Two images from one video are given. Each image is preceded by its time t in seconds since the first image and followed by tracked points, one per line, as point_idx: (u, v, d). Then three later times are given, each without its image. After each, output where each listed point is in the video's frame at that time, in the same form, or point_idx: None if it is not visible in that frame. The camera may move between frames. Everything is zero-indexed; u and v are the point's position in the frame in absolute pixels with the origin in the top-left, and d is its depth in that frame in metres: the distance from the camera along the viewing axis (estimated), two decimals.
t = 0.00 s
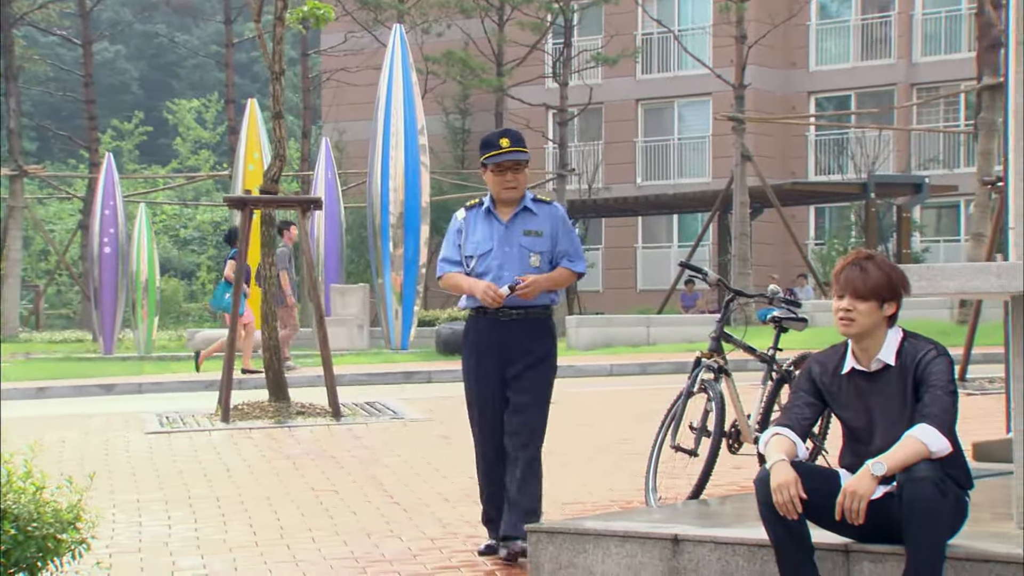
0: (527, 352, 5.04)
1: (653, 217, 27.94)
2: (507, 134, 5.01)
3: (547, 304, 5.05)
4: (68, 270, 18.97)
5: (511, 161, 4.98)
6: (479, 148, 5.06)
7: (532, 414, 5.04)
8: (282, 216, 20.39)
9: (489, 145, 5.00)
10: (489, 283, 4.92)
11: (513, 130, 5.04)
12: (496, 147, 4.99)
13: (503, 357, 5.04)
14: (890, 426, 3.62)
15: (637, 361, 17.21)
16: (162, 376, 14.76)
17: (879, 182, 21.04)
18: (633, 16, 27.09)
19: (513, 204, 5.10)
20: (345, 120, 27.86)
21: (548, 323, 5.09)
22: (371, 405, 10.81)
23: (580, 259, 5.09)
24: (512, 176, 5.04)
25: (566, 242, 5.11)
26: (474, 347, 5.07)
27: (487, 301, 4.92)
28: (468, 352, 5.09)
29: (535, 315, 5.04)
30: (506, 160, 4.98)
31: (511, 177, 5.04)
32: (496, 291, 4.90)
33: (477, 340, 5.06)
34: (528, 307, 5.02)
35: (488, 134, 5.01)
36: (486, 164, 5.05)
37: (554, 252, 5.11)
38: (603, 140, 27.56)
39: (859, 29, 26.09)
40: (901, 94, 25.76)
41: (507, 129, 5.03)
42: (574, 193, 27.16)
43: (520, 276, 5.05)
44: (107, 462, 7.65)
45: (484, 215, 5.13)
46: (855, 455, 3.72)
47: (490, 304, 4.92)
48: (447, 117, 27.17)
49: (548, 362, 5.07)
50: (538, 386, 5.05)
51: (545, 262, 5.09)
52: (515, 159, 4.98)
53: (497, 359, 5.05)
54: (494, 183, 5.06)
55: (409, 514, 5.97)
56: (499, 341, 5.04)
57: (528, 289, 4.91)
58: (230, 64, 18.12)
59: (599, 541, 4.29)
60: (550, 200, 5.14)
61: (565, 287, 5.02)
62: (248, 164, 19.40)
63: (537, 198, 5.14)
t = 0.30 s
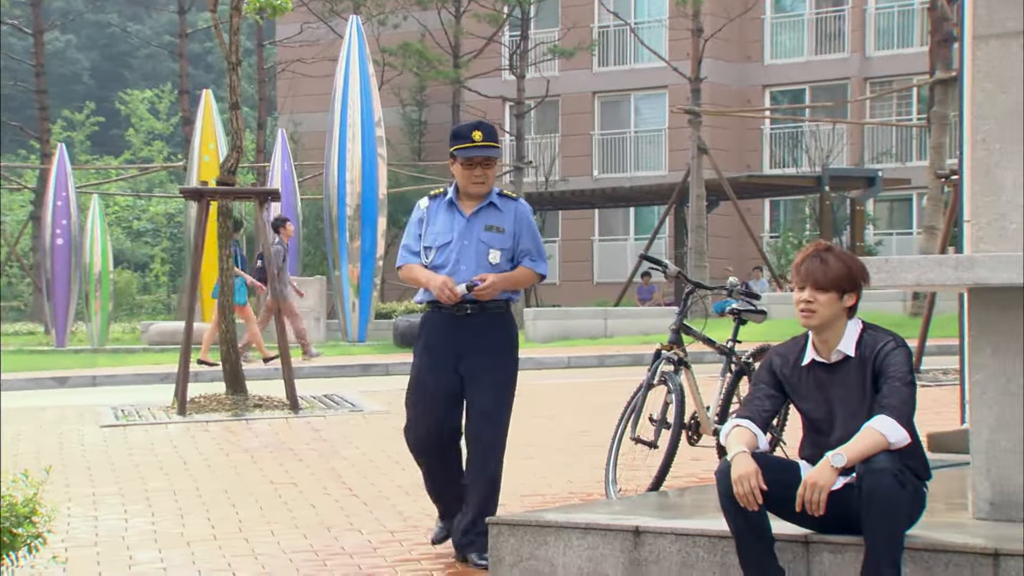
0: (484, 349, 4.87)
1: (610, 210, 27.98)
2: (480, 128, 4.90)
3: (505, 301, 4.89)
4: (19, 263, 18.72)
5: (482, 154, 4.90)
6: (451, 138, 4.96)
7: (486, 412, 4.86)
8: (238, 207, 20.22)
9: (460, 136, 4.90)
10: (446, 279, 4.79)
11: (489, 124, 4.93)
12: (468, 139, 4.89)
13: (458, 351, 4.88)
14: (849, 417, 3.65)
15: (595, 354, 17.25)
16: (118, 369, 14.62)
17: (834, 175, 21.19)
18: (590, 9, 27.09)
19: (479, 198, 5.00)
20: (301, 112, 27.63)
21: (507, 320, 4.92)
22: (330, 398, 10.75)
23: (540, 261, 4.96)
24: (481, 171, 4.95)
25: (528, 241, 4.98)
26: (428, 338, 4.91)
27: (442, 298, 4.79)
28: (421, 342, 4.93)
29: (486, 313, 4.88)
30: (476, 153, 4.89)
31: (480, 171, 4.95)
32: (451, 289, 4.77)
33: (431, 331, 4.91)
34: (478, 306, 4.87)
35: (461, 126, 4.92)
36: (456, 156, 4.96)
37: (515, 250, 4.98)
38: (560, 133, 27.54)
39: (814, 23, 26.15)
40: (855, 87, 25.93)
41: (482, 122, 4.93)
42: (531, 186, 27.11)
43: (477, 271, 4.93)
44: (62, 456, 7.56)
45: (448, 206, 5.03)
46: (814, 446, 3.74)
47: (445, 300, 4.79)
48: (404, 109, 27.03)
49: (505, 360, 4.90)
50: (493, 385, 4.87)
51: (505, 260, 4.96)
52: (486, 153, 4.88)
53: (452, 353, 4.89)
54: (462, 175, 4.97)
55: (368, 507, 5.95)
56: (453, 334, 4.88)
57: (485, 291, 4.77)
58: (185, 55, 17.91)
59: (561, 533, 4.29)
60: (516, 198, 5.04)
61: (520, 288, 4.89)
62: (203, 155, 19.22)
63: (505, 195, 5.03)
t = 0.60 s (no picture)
0: (452, 347, 4.78)
1: (571, 204, 28.02)
2: (435, 117, 4.76)
3: (468, 294, 4.78)
4: None
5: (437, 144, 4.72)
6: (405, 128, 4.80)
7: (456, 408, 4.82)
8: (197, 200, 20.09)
9: (416, 125, 4.74)
10: (393, 273, 4.66)
11: (444, 114, 4.80)
12: (424, 128, 4.74)
13: (425, 351, 4.76)
14: (814, 410, 3.67)
15: (558, 347, 17.27)
16: (76, 363, 14.47)
17: (793, 170, 21.34)
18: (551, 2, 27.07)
19: (437, 188, 4.82)
20: (260, 105, 27.44)
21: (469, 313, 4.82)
22: (293, 392, 10.71)
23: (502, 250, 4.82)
24: (438, 161, 4.77)
25: (489, 231, 4.85)
26: (393, 339, 4.73)
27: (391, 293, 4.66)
28: (385, 344, 4.74)
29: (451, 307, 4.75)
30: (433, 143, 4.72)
31: (438, 162, 4.78)
32: (397, 285, 4.63)
33: (396, 331, 4.73)
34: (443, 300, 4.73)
35: (415, 115, 4.75)
36: (411, 146, 4.79)
37: (475, 240, 4.85)
38: (521, 126, 27.51)
39: (773, 18, 26.28)
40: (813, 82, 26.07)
41: (436, 110, 4.78)
42: (492, 180, 27.08)
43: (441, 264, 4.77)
44: (21, 450, 7.48)
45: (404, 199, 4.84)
46: (780, 439, 3.76)
47: (393, 297, 4.65)
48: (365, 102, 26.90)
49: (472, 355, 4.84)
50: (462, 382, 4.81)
51: (468, 251, 4.82)
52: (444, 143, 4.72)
53: (419, 353, 4.75)
54: (418, 166, 4.79)
55: (332, 501, 5.93)
56: (420, 333, 4.74)
57: (433, 279, 4.63)
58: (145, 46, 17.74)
59: (526, 527, 4.28)
60: (475, 186, 4.89)
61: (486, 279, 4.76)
62: (162, 147, 19.01)
63: (462, 182, 4.87)
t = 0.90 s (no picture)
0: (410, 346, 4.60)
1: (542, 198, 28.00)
2: (386, 114, 4.57)
3: (423, 295, 4.63)
4: None
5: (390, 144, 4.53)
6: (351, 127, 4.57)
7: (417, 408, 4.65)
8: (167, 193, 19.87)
9: (367, 124, 4.54)
10: (357, 280, 4.44)
11: (392, 111, 4.62)
12: (375, 127, 4.54)
13: (383, 354, 4.56)
14: (788, 402, 3.68)
15: (529, 341, 17.27)
16: (45, 356, 14.33)
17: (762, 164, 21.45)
18: None
19: (387, 187, 4.66)
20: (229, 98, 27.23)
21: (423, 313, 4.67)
22: (265, 386, 10.66)
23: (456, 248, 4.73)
24: (390, 161, 4.59)
25: (441, 229, 4.73)
26: (349, 346, 4.50)
27: (354, 302, 4.45)
28: (340, 353, 4.50)
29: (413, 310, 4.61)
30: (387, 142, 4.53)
31: (390, 161, 4.60)
32: (361, 292, 4.43)
33: (354, 338, 4.51)
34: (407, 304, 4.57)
35: (364, 112, 4.54)
36: (360, 146, 4.57)
37: (429, 239, 4.72)
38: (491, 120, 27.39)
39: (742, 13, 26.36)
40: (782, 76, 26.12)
41: (384, 108, 4.59)
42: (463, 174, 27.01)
43: (398, 266, 4.62)
44: None
45: (353, 199, 4.62)
46: (754, 432, 3.76)
47: (358, 303, 4.44)
48: (335, 96, 26.71)
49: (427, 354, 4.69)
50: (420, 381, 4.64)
51: (423, 251, 4.68)
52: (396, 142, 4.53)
53: (378, 356, 4.55)
54: (369, 166, 4.59)
55: (305, 495, 5.90)
56: (378, 337, 4.54)
57: (401, 283, 4.46)
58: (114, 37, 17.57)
59: (502, 521, 4.28)
60: (423, 184, 4.75)
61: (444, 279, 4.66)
62: (130, 140, 18.97)
63: (409, 181, 4.72)
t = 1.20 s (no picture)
0: (386, 342, 4.57)
1: (522, 192, 28.04)
2: (374, 102, 4.52)
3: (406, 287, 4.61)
4: None
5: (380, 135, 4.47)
6: (337, 114, 4.49)
7: (394, 405, 4.60)
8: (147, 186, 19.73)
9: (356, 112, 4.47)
10: (346, 272, 4.39)
11: (380, 100, 4.57)
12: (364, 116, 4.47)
13: (360, 350, 4.52)
14: (774, 396, 3.68)
15: (511, 335, 17.27)
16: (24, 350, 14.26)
17: (742, 159, 21.55)
18: None
19: (369, 177, 4.61)
20: (208, 91, 27.12)
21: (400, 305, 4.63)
22: (247, 380, 10.63)
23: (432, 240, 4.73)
24: (376, 151, 4.53)
25: (420, 222, 4.72)
26: (326, 339, 4.47)
27: (346, 293, 4.40)
28: (317, 346, 4.48)
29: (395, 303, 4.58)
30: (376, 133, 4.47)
31: (376, 152, 4.54)
32: (351, 284, 4.38)
33: (333, 330, 4.48)
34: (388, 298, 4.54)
35: (353, 100, 4.46)
36: (346, 134, 4.50)
37: (407, 231, 4.70)
38: (472, 114, 27.36)
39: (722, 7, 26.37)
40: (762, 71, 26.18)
41: (373, 97, 4.53)
42: (443, 168, 26.95)
43: (380, 258, 4.57)
44: None
45: (334, 187, 4.55)
46: (741, 426, 3.76)
47: (349, 294, 4.40)
48: (315, 90, 26.63)
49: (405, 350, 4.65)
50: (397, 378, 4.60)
51: (401, 244, 4.66)
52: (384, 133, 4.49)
53: (355, 352, 4.51)
54: (353, 155, 4.52)
55: (288, 490, 5.88)
56: (356, 331, 4.50)
57: (398, 278, 4.47)
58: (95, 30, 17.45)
59: (488, 515, 4.27)
60: (402, 175, 4.72)
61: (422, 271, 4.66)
62: (110, 134, 18.83)
63: (390, 171, 4.68)
